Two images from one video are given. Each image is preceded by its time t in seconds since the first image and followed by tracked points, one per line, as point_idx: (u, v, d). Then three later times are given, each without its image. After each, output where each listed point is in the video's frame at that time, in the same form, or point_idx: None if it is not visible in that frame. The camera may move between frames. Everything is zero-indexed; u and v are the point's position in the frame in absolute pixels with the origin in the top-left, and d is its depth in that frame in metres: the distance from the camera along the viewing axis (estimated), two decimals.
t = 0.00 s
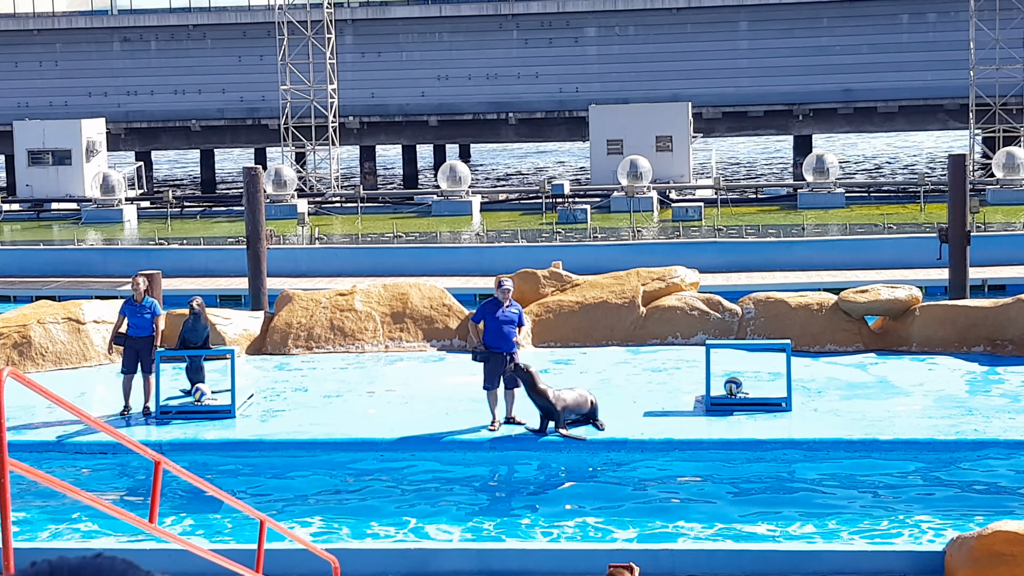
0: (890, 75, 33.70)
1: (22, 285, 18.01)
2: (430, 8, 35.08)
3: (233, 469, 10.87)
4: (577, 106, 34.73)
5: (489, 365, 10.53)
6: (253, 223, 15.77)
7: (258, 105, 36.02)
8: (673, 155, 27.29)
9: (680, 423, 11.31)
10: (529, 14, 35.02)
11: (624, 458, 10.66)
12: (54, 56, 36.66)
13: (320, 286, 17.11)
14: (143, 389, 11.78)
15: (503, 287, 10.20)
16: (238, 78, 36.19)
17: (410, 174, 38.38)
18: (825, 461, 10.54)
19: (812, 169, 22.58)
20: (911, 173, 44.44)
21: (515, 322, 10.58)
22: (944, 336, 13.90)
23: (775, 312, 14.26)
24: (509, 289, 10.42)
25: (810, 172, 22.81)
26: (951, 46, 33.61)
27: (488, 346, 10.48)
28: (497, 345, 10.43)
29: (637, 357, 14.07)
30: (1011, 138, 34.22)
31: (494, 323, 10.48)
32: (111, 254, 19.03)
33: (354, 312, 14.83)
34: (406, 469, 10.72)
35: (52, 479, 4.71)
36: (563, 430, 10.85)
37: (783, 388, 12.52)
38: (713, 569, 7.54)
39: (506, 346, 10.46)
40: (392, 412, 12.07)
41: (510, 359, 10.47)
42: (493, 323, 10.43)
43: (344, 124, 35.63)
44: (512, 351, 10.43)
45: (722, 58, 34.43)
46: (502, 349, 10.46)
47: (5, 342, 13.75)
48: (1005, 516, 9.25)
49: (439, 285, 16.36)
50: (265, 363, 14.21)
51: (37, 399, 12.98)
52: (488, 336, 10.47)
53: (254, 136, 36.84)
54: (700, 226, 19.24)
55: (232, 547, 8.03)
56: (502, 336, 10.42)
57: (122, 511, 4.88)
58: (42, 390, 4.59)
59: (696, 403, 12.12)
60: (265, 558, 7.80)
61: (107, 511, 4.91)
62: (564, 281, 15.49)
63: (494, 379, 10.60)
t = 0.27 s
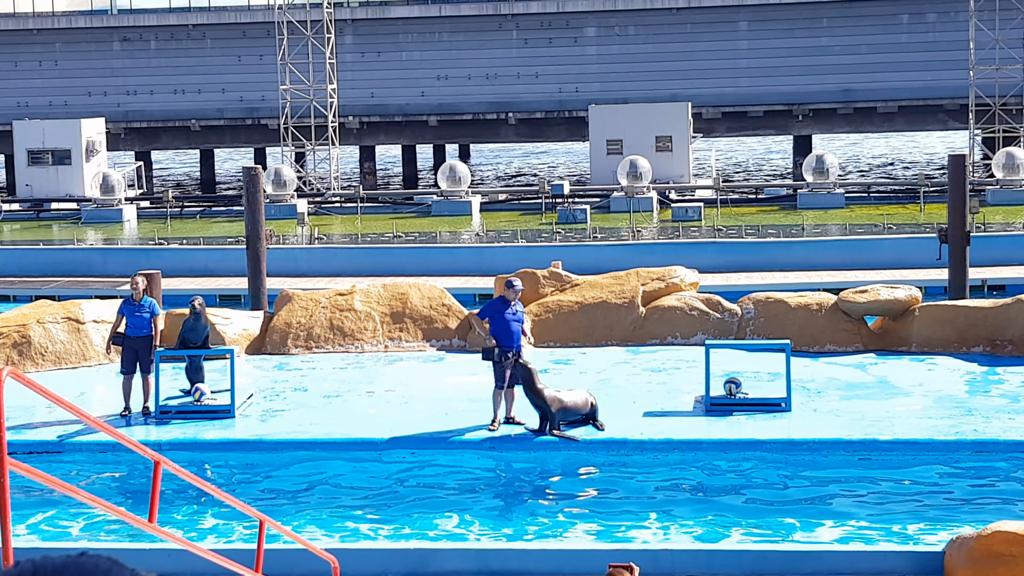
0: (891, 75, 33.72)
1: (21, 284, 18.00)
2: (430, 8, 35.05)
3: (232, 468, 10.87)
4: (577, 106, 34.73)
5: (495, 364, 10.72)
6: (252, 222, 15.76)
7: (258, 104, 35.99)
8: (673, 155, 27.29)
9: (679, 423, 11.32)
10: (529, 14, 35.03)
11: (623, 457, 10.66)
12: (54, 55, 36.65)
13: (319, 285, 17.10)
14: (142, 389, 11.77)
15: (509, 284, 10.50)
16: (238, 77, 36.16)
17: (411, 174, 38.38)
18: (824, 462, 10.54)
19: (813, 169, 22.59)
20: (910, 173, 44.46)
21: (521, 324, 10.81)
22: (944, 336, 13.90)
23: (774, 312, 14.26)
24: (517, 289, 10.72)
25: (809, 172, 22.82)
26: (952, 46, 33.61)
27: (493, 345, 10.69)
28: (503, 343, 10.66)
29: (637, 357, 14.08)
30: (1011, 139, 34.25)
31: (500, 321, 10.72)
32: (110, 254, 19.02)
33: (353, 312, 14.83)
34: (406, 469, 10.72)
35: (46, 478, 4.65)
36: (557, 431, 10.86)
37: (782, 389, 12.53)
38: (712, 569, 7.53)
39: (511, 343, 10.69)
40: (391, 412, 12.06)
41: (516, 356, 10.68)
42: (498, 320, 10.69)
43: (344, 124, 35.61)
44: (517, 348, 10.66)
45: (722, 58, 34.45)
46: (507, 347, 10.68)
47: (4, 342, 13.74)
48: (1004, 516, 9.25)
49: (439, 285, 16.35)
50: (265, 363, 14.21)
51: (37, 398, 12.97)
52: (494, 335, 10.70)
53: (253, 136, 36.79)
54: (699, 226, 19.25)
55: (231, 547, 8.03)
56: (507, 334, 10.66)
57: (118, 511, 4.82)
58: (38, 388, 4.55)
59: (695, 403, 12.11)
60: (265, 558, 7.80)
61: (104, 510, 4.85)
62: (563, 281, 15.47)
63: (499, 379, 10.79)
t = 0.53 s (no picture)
0: (890, 76, 33.76)
1: (20, 284, 17.98)
2: (429, 8, 35.01)
3: (232, 468, 10.86)
4: (575, 106, 34.73)
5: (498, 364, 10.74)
6: (251, 223, 15.73)
7: (257, 105, 35.95)
8: (672, 155, 27.29)
9: (678, 423, 11.32)
10: (528, 14, 35.04)
11: (623, 457, 10.66)
12: (53, 55, 36.60)
13: (319, 285, 17.09)
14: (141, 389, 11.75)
15: (512, 284, 10.49)
16: (237, 77, 36.12)
17: (409, 174, 38.39)
18: (823, 461, 10.55)
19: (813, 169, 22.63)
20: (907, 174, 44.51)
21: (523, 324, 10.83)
22: (943, 336, 13.91)
23: (773, 312, 14.26)
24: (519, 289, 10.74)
25: (808, 172, 22.86)
26: (951, 46, 33.65)
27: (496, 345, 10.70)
28: (506, 342, 10.67)
29: (636, 357, 14.08)
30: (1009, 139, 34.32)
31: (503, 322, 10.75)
32: (109, 254, 19.00)
33: (352, 312, 14.82)
34: (405, 468, 10.72)
35: (48, 478, 4.61)
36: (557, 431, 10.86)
37: (781, 389, 12.53)
38: (711, 569, 7.54)
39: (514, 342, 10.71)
40: (391, 412, 12.05)
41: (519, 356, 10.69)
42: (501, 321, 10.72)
43: (344, 124, 35.59)
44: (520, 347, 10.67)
45: (720, 58, 34.48)
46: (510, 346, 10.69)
47: (3, 342, 13.71)
48: (1004, 516, 9.27)
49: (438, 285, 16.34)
50: (264, 363, 14.19)
51: (35, 398, 12.95)
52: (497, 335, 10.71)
53: (252, 136, 36.75)
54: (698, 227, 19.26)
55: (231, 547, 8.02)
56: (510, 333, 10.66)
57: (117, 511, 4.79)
58: (36, 387, 4.53)
59: (695, 403, 12.12)
60: (264, 558, 7.79)
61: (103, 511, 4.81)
62: (561, 281, 15.44)
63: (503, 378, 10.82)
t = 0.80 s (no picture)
0: (890, 76, 33.81)
1: (20, 284, 17.94)
2: (429, 8, 34.95)
3: (231, 467, 10.85)
4: (575, 106, 34.74)
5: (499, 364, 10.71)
6: (250, 223, 15.72)
7: (257, 104, 35.91)
8: (672, 156, 27.31)
9: (677, 424, 11.32)
10: (528, 15, 35.03)
11: (622, 458, 10.66)
12: (52, 55, 36.54)
13: (319, 285, 17.09)
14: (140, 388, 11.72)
15: (513, 285, 10.45)
16: (236, 77, 36.08)
17: (408, 174, 38.39)
18: (823, 462, 10.56)
19: (812, 169, 22.68)
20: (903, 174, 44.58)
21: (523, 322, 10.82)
22: (942, 336, 13.93)
23: (773, 313, 14.27)
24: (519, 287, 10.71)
25: (808, 173, 22.91)
26: (950, 47, 33.69)
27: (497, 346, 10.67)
28: (507, 343, 10.64)
29: (635, 358, 14.08)
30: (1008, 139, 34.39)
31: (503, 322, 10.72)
32: (109, 254, 18.99)
33: (351, 312, 14.81)
34: (404, 468, 10.72)
35: (50, 479, 4.61)
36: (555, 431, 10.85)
37: (780, 389, 12.54)
38: (710, 570, 7.53)
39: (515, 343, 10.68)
40: (390, 412, 12.03)
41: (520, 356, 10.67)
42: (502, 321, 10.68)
43: (343, 124, 35.58)
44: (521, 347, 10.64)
45: (719, 59, 34.52)
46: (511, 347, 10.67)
47: (2, 342, 13.68)
48: (1004, 517, 9.28)
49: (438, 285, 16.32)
50: (264, 362, 14.18)
51: (34, 398, 12.93)
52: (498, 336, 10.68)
53: (251, 136, 36.70)
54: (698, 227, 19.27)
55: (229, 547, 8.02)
56: (510, 334, 10.63)
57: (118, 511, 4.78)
58: (36, 387, 4.53)
59: (694, 403, 12.13)
60: (263, 558, 7.79)
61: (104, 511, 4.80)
62: (561, 282, 15.43)
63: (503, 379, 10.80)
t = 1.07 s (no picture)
0: (889, 77, 33.82)
1: (19, 284, 17.95)
2: (428, 8, 34.92)
3: (230, 468, 10.84)
4: (574, 106, 34.75)
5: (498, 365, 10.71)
6: (250, 223, 15.73)
7: (256, 104, 35.89)
8: (671, 156, 27.31)
9: (676, 424, 11.31)
10: (527, 15, 35.03)
11: (621, 459, 10.65)
12: (52, 55, 36.53)
13: (318, 286, 17.08)
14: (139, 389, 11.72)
15: (513, 285, 10.46)
16: (235, 77, 36.07)
17: (407, 174, 38.40)
18: (821, 462, 10.57)
19: (811, 169, 22.71)
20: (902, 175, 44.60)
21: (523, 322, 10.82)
22: (941, 337, 13.94)
23: (772, 313, 14.28)
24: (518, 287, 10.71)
25: (807, 174, 23.00)
26: (949, 47, 33.70)
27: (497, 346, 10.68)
28: (507, 343, 10.64)
29: (634, 358, 14.08)
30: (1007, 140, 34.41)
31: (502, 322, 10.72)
32: (109, 254, 19.00)
33: (351, 312, 14.81)
34: (403, 468, 10.72)
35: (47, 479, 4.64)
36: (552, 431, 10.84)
37: (780, 390, 12.54)
38: (709, 570, 7.54)
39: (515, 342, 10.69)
40: (389, 412, 12.03)
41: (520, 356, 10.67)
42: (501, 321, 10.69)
43: (343, 124, 35.59)
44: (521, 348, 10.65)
45: (719, 59, 34.53)
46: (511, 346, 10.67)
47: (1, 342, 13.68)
48: (1002, 518, 9.27)
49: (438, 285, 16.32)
50: (263, 362, 14.17)
51: (33, 398, 12.93)
52: (497, 337, 10.69)
53: (251, 136, 36.72)
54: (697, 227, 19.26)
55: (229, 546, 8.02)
56: (511, 334, 10.64)
57: (116, 511, 4.81)
58: (35, 387, 4.57)
59: (693, 403, 12.13)
60: (262, 558, 7.79)
61: (102, 511, 4.83)
62: (560, 282, 15.42)
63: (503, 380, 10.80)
